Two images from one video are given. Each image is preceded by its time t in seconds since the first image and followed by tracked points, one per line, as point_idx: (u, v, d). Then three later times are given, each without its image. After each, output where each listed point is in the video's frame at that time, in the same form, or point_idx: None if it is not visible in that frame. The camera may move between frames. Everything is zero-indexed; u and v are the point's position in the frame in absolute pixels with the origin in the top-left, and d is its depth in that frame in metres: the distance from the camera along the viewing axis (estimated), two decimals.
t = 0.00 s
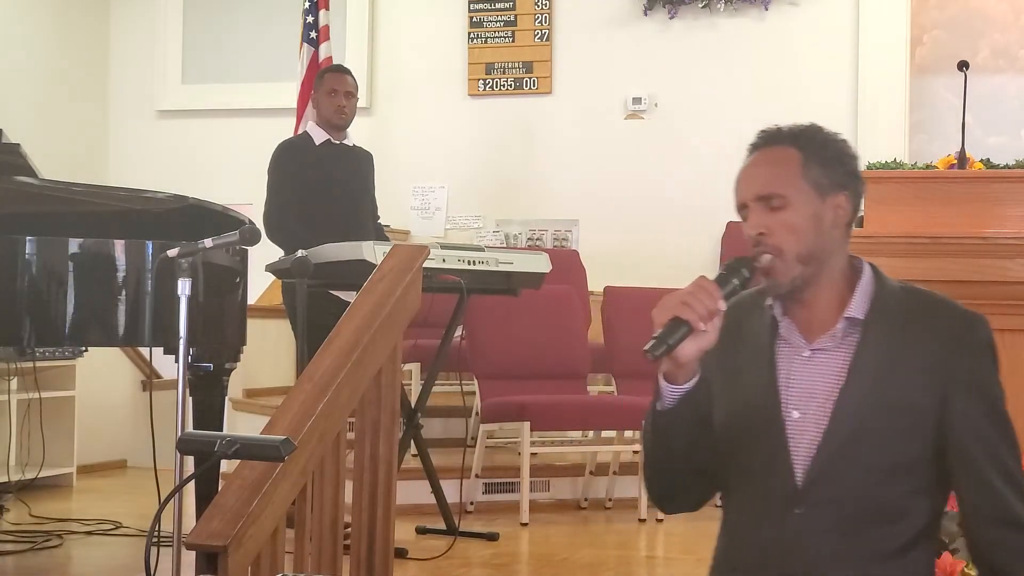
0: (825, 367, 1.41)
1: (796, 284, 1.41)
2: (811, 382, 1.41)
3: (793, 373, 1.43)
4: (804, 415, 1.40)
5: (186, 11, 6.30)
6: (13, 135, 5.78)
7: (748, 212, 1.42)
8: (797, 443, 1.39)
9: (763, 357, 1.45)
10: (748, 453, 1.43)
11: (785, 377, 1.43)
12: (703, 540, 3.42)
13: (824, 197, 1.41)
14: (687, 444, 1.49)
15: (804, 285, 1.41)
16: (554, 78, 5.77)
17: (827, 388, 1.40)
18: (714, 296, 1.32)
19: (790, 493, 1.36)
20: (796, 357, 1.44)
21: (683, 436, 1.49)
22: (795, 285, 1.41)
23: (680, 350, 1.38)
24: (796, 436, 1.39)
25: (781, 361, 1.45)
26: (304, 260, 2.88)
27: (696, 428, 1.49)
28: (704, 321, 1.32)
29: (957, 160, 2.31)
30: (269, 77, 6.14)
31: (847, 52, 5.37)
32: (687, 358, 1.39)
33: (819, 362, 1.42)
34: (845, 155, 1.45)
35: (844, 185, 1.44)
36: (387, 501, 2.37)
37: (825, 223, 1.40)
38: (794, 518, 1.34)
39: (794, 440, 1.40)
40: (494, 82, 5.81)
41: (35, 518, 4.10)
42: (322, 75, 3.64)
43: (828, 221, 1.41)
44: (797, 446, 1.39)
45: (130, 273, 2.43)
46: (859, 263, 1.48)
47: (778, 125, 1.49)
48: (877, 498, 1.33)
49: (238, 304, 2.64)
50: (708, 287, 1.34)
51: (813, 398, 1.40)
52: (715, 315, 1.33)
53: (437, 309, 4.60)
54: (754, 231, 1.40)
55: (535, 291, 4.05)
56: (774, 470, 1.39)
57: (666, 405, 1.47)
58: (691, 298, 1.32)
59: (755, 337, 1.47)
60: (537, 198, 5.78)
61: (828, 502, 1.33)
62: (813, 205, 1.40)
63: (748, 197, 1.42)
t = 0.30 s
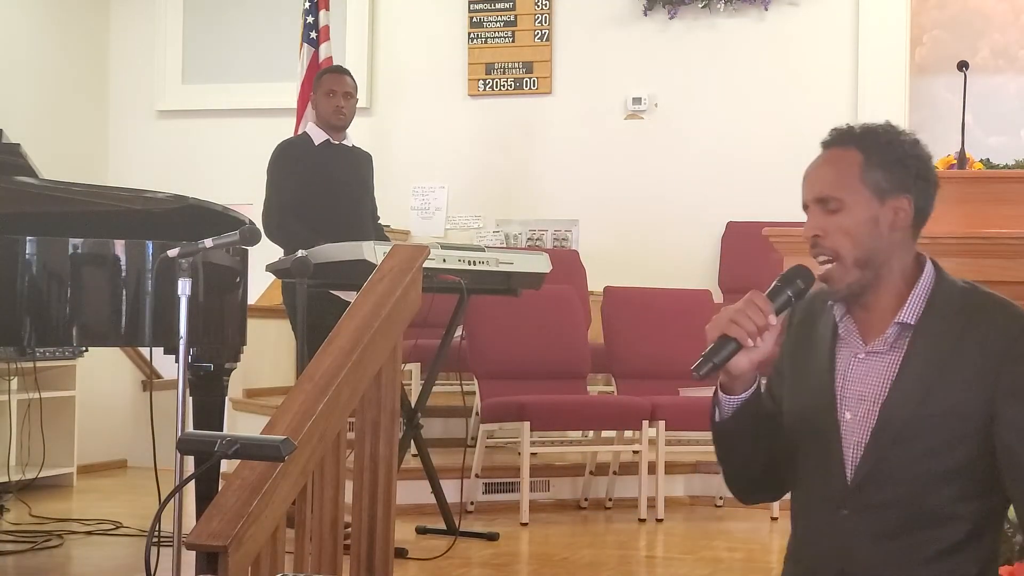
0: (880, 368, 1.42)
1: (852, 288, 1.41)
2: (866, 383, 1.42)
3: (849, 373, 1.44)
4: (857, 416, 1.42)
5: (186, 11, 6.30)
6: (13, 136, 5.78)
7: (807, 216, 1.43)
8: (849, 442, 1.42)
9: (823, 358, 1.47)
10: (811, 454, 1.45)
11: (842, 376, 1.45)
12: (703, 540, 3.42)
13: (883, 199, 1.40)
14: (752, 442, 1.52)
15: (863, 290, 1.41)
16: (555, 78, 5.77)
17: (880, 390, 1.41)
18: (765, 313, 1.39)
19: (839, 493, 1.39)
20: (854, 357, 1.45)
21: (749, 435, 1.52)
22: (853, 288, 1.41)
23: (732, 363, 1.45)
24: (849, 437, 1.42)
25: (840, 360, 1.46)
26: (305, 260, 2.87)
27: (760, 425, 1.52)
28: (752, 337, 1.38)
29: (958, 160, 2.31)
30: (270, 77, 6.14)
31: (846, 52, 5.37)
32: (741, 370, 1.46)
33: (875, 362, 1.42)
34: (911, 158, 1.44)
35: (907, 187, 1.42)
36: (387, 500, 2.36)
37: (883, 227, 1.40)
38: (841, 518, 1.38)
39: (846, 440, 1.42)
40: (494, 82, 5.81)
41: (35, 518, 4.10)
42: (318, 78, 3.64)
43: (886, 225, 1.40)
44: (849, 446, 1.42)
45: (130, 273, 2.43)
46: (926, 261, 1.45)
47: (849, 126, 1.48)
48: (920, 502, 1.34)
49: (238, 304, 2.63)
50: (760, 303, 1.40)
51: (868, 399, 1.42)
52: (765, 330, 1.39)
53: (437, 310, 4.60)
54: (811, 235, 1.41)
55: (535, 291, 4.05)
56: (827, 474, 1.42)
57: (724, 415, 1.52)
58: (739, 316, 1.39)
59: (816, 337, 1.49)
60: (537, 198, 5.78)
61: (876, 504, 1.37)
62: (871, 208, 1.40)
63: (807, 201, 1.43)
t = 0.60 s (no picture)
0: (880, 366, 1.42)
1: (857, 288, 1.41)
2: (866, 380, 1.43)
3: (853, 370, 1.45)
4: (854, 412, 1.43)
5: (185, 12, 6.30)
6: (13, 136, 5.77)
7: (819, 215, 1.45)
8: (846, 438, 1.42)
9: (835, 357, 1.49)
10: (819, 450, 1.46)
11: (846, 372, 1.46)
12: (703, 540, 3.42)
13: (893, 200, 1.40)
14: (765, 434, 1.53)
15: (868, 290, 1.41)
16: (555, 78, 5.77)
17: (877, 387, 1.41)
18: (760, 311, 1.43)
19: (833, 487, 1.41)
20: (860, 354, 1.46)
21: (761, 427, 1.53)
22: (858, 287, 1.41)
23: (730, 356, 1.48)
24: (846, 433, 1.43)
25: (848, 358, 1.47)
26: (305, 260, 2.87)
27: (773, 419, 1.54)
28: (746, 331, 1.42)
29: (958, 160, 2.30)
30: (269, 78, 6.14)
31: (846, 52, 5.37)
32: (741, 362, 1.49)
33: (877, 361, 1.43)
34: (926, 158, 1.42)
35: (920, 187, 1.40)
36: (387, 501, 2.36)
37: (888, 228, 1.39)
38: (835, 510, 1.40)
39: (843, 435, 1.43)
40: (494, 82, 5.81)
41: (35, 518, 4.10)
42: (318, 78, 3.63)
43: (893, 226, 1.39)
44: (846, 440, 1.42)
45: (131, 273, 2.43)
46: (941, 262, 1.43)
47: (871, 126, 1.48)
48: (911, 500, 1.34)
49: (239, 304, 2.63)
50: (757, 301, 1.44)
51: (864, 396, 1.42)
52: (759, 326, 1.43)
53: (437, 310, 4.60)
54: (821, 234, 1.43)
55: (536, 291, 4.05)
56: (829, 469, 1.43)
57: (729, 405, 1.54)
58: (732, 310, 1.43)
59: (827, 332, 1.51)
60: (537, 197, 5.78)
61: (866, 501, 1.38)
62: (877, 209, 1.40)
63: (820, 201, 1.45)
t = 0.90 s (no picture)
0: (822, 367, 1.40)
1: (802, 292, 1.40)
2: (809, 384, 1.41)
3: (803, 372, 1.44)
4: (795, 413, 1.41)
5: (185, 12, 6.31)
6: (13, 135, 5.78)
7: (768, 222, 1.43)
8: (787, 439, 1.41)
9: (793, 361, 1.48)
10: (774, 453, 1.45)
11: (798, 376, 1.45)
12: (703, 540, 3.42)
13: (832, 207, 1.36)
14: (735, 435, 1.53)
15: (816, 293, 1.39)
16: (554, 78, 5.77)
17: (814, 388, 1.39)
18: (708, 314, 1.48)
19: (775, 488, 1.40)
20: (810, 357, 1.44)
21: (729, 427, 1.52)
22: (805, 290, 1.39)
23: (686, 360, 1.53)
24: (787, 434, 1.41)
25: (802, 361, 1.46)
26: (305, 260, 2.87)
27: (740, 419, 1.52)
28: (693, 332, 1.48)
29: (959, 160, 2.30)
30: (269, 78, 6.15)
31: (846, 52, 5.38)
32: (698, 366, 1.52)
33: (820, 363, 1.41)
34: (867, 161, 1.36)
35: (863, 191, 1.35)
36: (387, 501, 2.36)
37: (828, 234, 1.36)
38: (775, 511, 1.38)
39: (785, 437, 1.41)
40: (494, 82, 5.81)
41: (35, 518, 4.10)
42: (320, 76, 3.52)
43: (836, 233, 1.36)
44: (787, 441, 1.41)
45: (131, 273, 2.43)
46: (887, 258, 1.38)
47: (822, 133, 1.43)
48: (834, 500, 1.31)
49: (239, 303, 2.63)
50: (708, 306, 1.49)
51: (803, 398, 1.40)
52: (706, 328, 1.48)
53: (438, 310, 4.60)
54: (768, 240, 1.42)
55: (536, 292, 4.05)
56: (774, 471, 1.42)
57: (694, 407, 1.55)
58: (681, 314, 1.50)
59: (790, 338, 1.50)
60: (537, 198, 5.78)
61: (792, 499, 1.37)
62: (818, 217, 1.36)
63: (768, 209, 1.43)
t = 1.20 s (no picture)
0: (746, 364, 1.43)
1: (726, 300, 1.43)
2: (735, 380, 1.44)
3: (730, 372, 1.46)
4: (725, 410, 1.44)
5: (184, 12, 6.29)
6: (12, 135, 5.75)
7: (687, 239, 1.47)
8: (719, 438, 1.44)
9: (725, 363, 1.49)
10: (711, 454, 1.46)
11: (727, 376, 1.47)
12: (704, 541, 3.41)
13: (740, 219, 1.40)
14: (677, 439, 1.52)
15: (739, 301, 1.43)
16: (554, 78, 5.76)
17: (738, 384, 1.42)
18: (636, 330, 1.50)
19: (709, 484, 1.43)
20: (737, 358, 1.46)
21: (671, 432, 1.52)
22: (727, 300, 1.43)
23: (622, 375, 1.54)
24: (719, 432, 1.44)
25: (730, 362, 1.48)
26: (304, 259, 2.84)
27: (681, 421, 1.53)
28: (623, 348, 1.51)
29: (959, 160, 2.28)
30: (268, 77, 6.13)
31: (846, 52, 5.37)
32: (635, 379, 1.54)
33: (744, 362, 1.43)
34: (768, 169, 1.40)
35: (767, 201, 1.39)
36: (387, 502, 2.34)
37: (741, 244, 1.40)
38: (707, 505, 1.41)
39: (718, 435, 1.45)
40: (494, 81, 5.80)
41: (33, 519, 4.09)
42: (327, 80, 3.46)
43: (747, 242, 1.39)
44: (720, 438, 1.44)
45: (130, 273, 2.41)
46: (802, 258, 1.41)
47: (727, 150, 1.47)
48: (750, 489, 1.33)
49: (238, 304, 2.61)
50: (635, 322, 1.51)
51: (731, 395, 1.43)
52: (636, 343, 1.51)
53: (437, 310, 4.59)
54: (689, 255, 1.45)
55: (536, 292, 4.03)
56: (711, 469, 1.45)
57: (637, 418, 1.54)
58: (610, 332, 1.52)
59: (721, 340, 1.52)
60: (537, 198, 5.76)
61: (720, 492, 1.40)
62: (729, 229, 1.40)
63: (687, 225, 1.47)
